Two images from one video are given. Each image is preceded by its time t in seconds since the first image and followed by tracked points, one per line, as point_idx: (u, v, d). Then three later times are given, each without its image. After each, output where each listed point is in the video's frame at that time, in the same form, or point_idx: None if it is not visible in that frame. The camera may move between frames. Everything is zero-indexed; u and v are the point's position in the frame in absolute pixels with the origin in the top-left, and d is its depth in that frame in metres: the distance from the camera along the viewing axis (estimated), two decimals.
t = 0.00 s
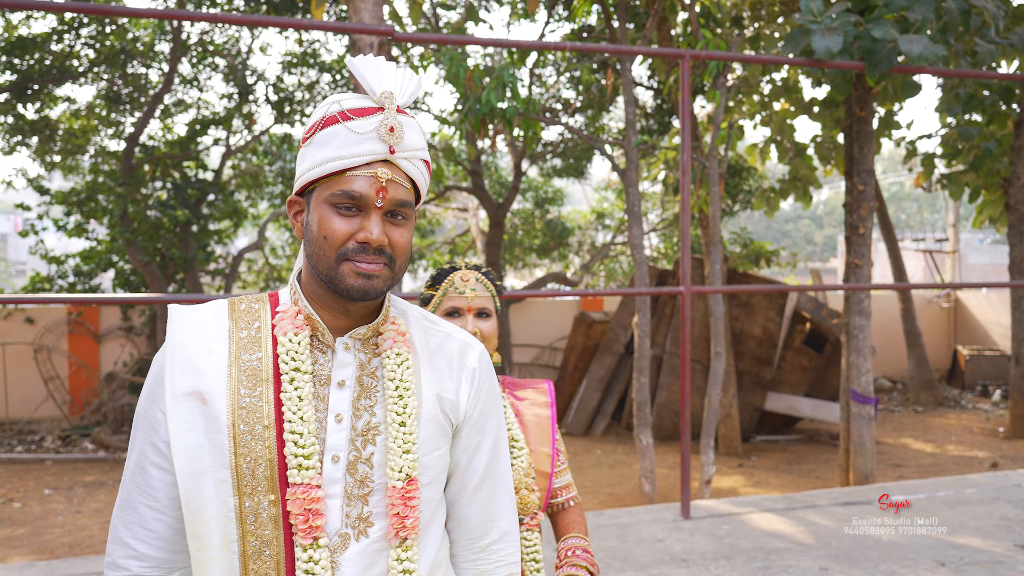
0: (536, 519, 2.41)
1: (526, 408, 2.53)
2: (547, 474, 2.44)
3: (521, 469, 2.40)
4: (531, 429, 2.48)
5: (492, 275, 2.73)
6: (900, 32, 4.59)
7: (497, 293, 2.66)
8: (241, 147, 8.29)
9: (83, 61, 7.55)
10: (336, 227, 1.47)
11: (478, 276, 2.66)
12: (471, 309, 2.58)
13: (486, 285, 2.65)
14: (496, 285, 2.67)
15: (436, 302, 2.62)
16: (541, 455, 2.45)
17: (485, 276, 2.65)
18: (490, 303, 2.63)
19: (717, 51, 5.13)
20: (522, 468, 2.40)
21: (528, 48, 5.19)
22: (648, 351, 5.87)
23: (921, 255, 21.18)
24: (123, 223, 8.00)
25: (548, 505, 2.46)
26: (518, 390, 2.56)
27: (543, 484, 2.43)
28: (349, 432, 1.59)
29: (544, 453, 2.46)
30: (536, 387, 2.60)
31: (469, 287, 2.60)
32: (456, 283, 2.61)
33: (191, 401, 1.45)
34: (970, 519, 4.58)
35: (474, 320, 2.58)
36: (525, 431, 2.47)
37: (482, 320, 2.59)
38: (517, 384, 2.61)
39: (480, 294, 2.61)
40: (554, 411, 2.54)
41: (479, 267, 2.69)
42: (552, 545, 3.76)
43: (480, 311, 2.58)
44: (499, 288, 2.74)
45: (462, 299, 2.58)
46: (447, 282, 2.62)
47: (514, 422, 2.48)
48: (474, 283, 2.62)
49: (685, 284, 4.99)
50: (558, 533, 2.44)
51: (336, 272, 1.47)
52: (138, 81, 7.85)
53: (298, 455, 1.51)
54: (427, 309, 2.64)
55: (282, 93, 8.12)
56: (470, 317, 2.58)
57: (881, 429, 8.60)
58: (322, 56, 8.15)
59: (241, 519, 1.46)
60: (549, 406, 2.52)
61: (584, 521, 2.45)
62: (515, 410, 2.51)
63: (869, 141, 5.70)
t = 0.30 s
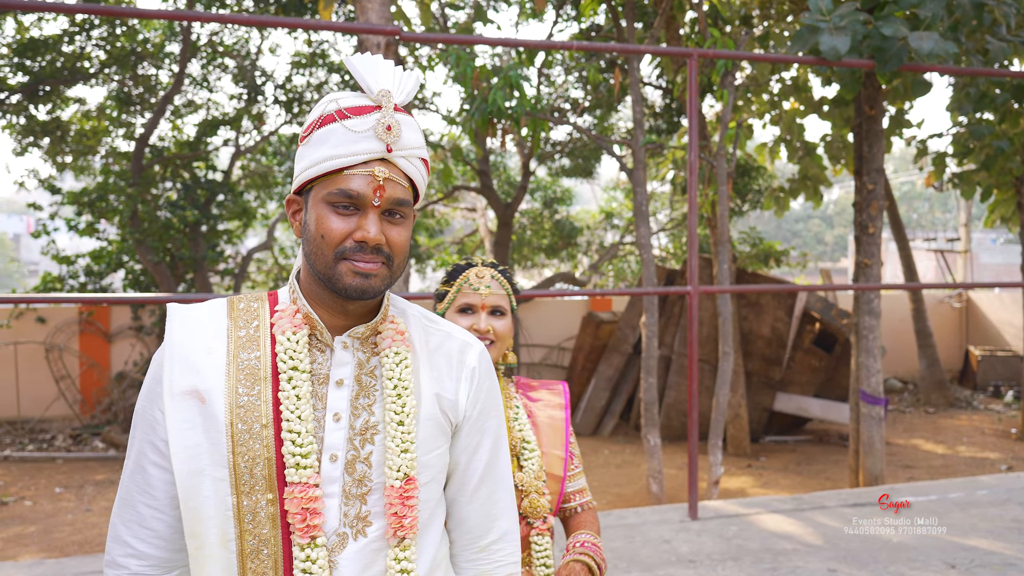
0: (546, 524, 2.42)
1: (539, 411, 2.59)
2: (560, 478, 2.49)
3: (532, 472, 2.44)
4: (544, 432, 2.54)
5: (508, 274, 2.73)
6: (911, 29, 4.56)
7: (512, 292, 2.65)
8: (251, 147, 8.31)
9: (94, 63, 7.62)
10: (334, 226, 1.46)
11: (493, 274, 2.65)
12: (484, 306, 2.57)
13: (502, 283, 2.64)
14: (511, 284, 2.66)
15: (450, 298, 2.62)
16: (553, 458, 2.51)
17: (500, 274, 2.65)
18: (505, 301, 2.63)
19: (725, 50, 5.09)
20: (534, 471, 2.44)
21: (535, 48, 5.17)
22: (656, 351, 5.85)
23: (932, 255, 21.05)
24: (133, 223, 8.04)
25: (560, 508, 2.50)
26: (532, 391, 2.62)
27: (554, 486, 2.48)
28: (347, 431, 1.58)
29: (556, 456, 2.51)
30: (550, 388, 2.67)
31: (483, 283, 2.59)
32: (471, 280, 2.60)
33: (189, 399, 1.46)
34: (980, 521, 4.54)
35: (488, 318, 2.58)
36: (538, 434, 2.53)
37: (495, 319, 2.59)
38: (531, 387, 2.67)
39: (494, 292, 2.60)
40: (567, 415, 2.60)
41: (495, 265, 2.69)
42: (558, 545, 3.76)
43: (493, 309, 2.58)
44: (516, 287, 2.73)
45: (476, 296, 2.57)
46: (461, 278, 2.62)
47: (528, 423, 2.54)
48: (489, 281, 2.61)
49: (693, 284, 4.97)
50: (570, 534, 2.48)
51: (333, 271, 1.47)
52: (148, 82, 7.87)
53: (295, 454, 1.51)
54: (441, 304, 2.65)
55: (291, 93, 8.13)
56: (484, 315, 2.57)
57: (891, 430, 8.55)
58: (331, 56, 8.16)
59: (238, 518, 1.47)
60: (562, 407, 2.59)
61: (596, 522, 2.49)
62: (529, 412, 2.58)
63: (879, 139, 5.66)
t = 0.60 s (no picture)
0: (556, 531, 2.40)
1: (553, 416, 2.59)
2: (573, 485, 2.47)
3: (541, 478, 2.44)
4: (556, 437, 2.54)
5: (526, 272, 2.71)
6: (922, 25, 4.53)
7: (529, 292, 2.62)
8: (262, 147, 8.34)
9: (107, 64, 7.66)
10: (331, 224, 1.46)
11: (509, 273, 2.63)
12: (498, 305, 2.56)
13: (518, 282, 2.62)
14: (528, 283, 2.64)
15: (465, 295, 2.61)
16: (567, 464, 2.50)
17: (517, 274, 2.63)
18: (520, 301, 2.60)
19: (733, 47, 5.06)
20: (544, 477, 2.44)
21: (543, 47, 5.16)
22: (665, 351, 5.83)
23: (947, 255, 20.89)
24: (144, 223, 8.08)
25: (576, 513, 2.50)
26: (546, 395, 2.64)
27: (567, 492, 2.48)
28: (345, 429, 1.58)
29: (569, 462, 2.50)
30: (565, 392, 2.68)
31: (498, 283, 2.58)
32: (486, 278, 2.59)
33: (187, 398, 1.46)
34: (993, 523, 4.49)
35: (501, 318, 2.56)
36: (550, 440, 2.53)
37: (509, 319, 2.57)
38: (547, 391, 2.67)
39: (509, 291, 2.58)
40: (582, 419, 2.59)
41: (512, 263, 2.67)
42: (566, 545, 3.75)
43: (507, 309, 2.56)
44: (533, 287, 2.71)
45: (490, 294, 2.56)
46: (477, 276, 2.60)
47: (541, 428, 2.55)
48: (504, 280, 2.59)
49: (702, 283, 4.94)
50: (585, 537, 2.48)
51: (331, 269, 1.47)
52: (160, 83, 7.91)
53: (292, 453, 1.51)
54: (456, 302, 2.64)
55: (302, 93, 8.16)
56: (497, 314, 2.56)
57: (903, 431, 8.48)
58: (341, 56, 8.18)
59: (236, 517, 1.47)
60: (578, 411, 2.60)
61: (612, 526, 2.47)
62: (542, 417, 2.58)
63: (889, 138, 5.62)
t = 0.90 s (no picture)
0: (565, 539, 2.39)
1: (565, 420, 2.57)
2: (585, 491, 2.46)
3: (549, 485, 2.43)
4: (568, 442, 2.52)
5: (540, 273, 2.69)
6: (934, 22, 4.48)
7: (541, 294, 2.61)
8: (272, 148, 8.36)
9: (119, 64, 7.71)
10: (329, 224, 1.47)
11: (522, 273, 2.62)
12: (509, 305, 2.54)
13: (531, 282, 2.60)
14: (541, 285, 2.63)
15: (477, 295, 2.60)
16: (578, 470, 2.48)
17: (530, 275, 2.62)
18: (532, 302, 2.58)
19: (742, 46, 5.02)
20: (552, 483, 2.43)
21: (552, 46, 5.15)
22: (674, 351, 5.82)
23: (960, 255, 20.74)
24: (155, 223, 8.11)
25: (589, 519, 2.48)
26: (559, 399, 2.62)
27: (578, 499, 2.46)
28: (344, 428, 1.58)
29: (580, 468, 2.48)
30: (579, 396, 2.65)
31: (510, 282, 2.56)
32: (499, 277, 2.58)
33: (187, 396, 1.46)
34: (1006, 525, 4.45)
35: (513, 318, 2.54)
36: (561, 445, 2.51)
37: (521, 320, 2.55)
38: (561, 394, 2.66)
39: (521, 291, 2.56)
40: (594, 424, 2.56)
41: (525, 263, 2.66)
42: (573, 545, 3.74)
43: (518, 309, 2.54)
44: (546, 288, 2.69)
45: (502, 294, 2.54)
46: (489, 276, 2.60)
47: (552, 433, 2.53)
48: (516, 279, 2.58)
49: (710, 283, 4.91)
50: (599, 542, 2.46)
51: (330, 269, 1.48)
52: (171, 83, 7.96)
53: (291, 452, 1.51)
54: (468, 302, 2.63)
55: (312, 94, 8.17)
56: (508, 314, 2.54)
57: (915, 432, 8.42)
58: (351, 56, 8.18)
59: (236, 515, 1.47)
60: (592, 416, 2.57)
61: (625, 532, 2.43)
62: (553, 421, 2.56)
63: (901, 136, 5.58)
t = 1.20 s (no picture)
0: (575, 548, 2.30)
1: (580, 425, 2.47)
2: (599, 499, 2.36)
3: (557, 492, 2.34)
4: (581, 448, 2.42)
5: (557, 274, 2.65)
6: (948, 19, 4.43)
7: (557, 294, 2.57)
8: (284, 148, 8.38)
9: (133, 66, 7.75)
10: (329, 223, 1.47)
11: (537, 272, 2.59)
12: (522, 305, 2.50)
13: (546, 283, 2.56)
14: (557, 285, 2.58)
15: (492, 295, 2.58)
16: (591, 477, 2.38)
17: (546, 274, 2.58)
18: (547, 303, 2.54)
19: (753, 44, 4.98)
20: (561, 490, 2.34)
21: (562, 45, 5.14)
22: (685, 351, 5.79)
23: (976, 255, 20.58)
24: (168, 223, 8.11)
25: (604, 527, 2.38)
26: (574, 403, 2.52)
27: (590, 506, 2.36)
28: (345, 428, 1.57)
29: (593, 475, 2.38)
30: (595, 400, 2.55)
31: (524, 281, 2.53)
32: (513, 276, 2.55)
33: (187, 396, 1.47)
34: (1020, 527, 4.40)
35: (526, 318, 2.50)
36: (574, 451, 2.42)
37: (534, 320, 2.51)
38: (577, 398, 2.56)
39: (535, 291, 2.53)
40: (610, 430, 2.46)
41: (541, 263, 2.62)
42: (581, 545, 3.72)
43: (531, 310, 2.50)
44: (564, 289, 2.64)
45: (515, 294, 2.51)
46: (503, 276, 2.57)
47: (564, 438, 2.44)
48: (530, 279, 2.55)
49: (721, 282, 4.88)
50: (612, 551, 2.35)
51: (329, 268, 1.48)
52: (185, 84, 7.99)
53: (291, 452, 1.51)
54: (483, 302, 2.61)
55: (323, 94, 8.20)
56: (522, 315, 2.50)
57: (929, 433, 8.34)
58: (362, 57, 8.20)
59: (236, 514, 1.47)
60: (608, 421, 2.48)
61: (641, 541, 2.32)
62: (566, 425, 2.47)
63: (914, 135, 5.53)
